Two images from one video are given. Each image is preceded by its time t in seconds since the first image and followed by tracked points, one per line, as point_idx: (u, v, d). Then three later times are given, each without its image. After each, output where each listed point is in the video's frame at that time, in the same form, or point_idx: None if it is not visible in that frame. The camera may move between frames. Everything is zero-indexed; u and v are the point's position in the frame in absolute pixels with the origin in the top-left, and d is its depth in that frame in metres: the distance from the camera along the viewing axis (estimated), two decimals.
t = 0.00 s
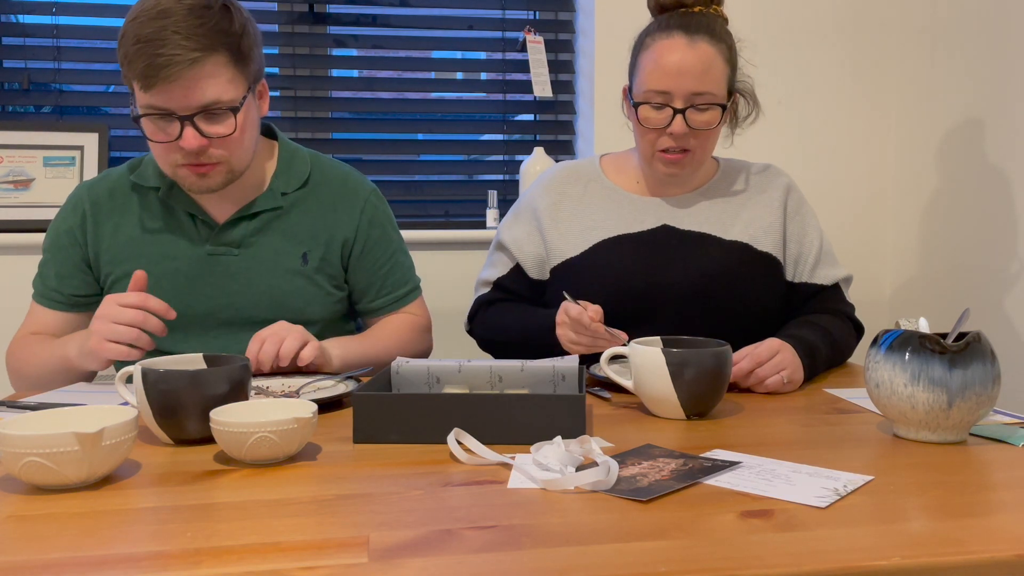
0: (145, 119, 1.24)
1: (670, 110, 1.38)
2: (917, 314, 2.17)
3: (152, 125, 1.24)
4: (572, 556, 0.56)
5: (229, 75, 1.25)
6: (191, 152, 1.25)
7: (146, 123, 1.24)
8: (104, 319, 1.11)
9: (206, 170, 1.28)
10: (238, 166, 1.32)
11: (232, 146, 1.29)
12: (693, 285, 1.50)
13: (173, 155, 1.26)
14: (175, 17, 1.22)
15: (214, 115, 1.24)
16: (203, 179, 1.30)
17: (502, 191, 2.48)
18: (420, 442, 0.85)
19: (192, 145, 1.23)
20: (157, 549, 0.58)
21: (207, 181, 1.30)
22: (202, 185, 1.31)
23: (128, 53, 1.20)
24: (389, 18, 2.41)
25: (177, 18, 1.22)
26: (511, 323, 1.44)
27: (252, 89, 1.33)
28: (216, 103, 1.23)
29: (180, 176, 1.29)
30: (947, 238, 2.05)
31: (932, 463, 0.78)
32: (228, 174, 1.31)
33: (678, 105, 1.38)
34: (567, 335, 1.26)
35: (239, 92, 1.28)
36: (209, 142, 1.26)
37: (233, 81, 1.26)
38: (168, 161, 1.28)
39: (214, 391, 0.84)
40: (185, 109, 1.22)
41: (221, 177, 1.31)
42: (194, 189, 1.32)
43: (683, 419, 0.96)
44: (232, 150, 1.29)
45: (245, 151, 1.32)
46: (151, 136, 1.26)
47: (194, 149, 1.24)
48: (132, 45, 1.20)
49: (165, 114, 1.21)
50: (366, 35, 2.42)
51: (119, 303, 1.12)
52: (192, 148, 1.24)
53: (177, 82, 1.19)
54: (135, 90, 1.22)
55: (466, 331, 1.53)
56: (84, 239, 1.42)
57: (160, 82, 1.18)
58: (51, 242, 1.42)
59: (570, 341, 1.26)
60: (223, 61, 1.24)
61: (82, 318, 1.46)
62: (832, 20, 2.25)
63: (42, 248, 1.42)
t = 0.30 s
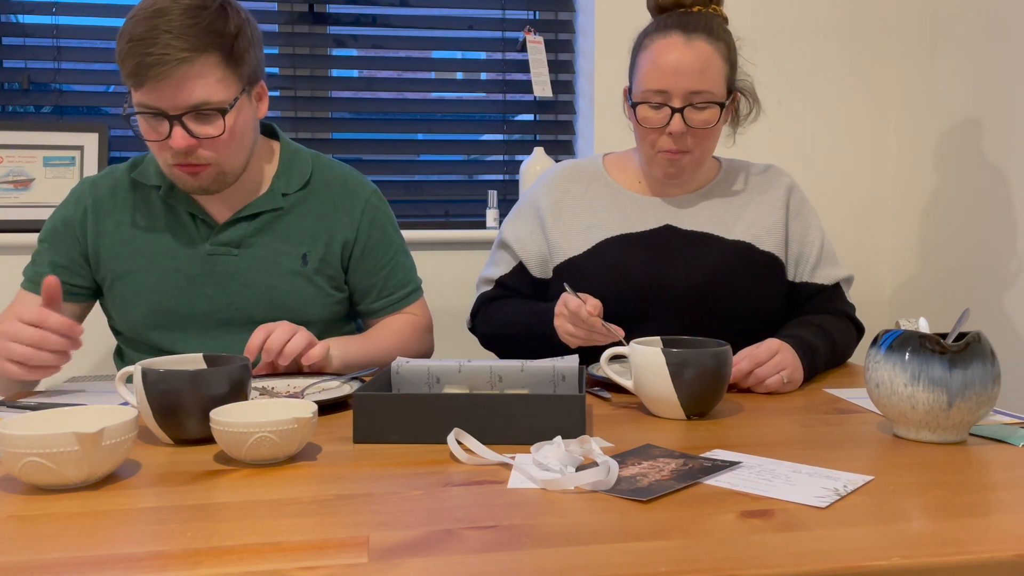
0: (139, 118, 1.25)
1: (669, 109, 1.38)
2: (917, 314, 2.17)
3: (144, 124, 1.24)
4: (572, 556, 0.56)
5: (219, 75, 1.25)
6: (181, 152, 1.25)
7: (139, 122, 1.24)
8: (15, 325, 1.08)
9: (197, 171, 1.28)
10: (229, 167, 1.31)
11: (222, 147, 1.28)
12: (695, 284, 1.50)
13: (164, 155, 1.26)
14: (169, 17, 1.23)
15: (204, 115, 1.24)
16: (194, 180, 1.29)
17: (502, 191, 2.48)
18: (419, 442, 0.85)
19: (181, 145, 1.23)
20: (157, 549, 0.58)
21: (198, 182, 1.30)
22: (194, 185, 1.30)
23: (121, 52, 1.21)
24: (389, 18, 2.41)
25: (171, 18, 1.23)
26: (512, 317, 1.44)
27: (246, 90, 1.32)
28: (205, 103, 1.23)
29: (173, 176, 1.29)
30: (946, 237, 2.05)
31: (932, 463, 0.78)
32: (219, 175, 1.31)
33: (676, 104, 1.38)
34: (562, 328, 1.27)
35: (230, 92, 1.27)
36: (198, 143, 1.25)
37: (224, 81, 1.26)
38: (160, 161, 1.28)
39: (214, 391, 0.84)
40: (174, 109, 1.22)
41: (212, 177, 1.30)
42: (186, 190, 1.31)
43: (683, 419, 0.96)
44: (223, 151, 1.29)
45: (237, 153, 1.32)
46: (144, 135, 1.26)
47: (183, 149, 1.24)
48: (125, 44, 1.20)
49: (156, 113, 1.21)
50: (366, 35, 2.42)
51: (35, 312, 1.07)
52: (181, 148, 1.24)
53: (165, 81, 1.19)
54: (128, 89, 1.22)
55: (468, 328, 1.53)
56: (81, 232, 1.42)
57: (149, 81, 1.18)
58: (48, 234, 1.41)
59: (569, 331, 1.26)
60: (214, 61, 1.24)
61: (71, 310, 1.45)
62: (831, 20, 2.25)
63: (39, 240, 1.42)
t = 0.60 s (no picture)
0: (134, 114, 1.25)
1: (668, 110, 1.38)
2: (917, 314, 2.17)
3: (139, 121, 1.24)
4: (572, 556, 0.56)
5: (212, 71, 1.25)
6: (174, 148, 1.25)
7: (134, 119, 1.25)
8: None
9: (190, 167, 1.27)
10: (224, 165, 1.30)
11: (215, 144, 1.28)
12: (696, 283, 1.50)
13: (158, 152, 1.26)
14: (164, 13, 1.23)
15: (196, 110, 1.24)
16: (187, 177, 1.29)
17: (502, 191, 2.48)
18: (419, 442, 0.85)
19: (174, 140, 1.23)
20: (157, 549, 0.58)
21: (192, 179, 1.29)
22: (186, 184, 1.29)
23: (116, 47, 1.21)
24: (389, 18, 2.41)
25: (165, 14, 1.23)
26: (513, 312, 1.44)
27: (243, 87, 1.32)
28: (198, 98, 1.23)
29: (166, 173, 1.29)
30: (947, 237, 2.04)
31: (932, 463, 0.78)
32: (214, 173, 1.30)
33: (674, 105, 1.38)
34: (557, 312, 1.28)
35: (224, 89, 1.27)
36: (192, 139, 1.25)
37: (217, 77, 1.26)
38: (155, 158, 1.28)
39: (214, 391, 0.84)
40: (167, 104, 1.22)
41: (205, 175, 1.29)
42: (180, 187, 1.31)
43: (683, 419, 0.96)
44: (217, 148, 1.28)
45: (232, 150, 1.31)
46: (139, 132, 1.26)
47: (176, 145, 1.24)
48: (119, 39, 1.21)
49: (149, 109, 1.22)
50: (366, 35, 2.42)
51: (14, 356, 1.02)
52: (173, 143, 1.24)
53: (157, 76, 1.19)
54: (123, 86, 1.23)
55: (467, 325, 1.53)
56: (79, 229, 1.42)
57: (141, 76, 1.19)
58: (47, 229, 1.41)
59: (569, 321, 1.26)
60: (207, 57, 1.24)
61: (64, 306, 1.45)
62: (831, 19, 2.25)
63: (37, 235, 1.41)
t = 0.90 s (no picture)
0: (137, 114, 1.25)
1: (667, 108, 1.38)
2: (917, 314, 2.17)
3: (142, 121, 1.24)
4: (572, 556, 0.56)
5: (219, 73, 1.25)
6: (179, 149, 1.25)
7: (137, 119, 1.24)
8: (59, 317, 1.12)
9: (194, 168, 1.28)
10: (227, 166, 1.31)
11: (221, 145, 1.28)
12: (699, 283, 1.50)
13: (162, 153, 1.26)
14: (169, 14, 1.22)
15: (202, 112, 1.24)
16: (190, 177, 1.29)
17: (502, 191, 2.48)
18: (419, 442, 0.85)
19: (180, 142, 1.23)
20: (157, 549, 0.58)
21: (195, 180, 1.30)
22: (190, 184, 1.30)
23: (120, 47, 1.21)
24: (389, 18, 2.41)
25: (170, 14, 1.22)
26: (525, 317, 1.43)
27: (246, 88, 1.32)
28: (204, 100, 1.23)
29: (169, 173, 1.29)
30: (947, 237, 2.04)
31: (932, 463, 0.78)
32: (217, 173, 1.31)
33: (673, 103, 1.38)
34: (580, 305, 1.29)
35: (229, 90, 1.27)
36: (197, 140, 1.25)
37: (223, 79, 1.26)
38: (157, 159, 1.28)
39: (214, 391, 0.84)
40: (172, 106, 1.22)
41: (209, 176, 1.30)
42: (182, 187, 1.31)
43: (683, 419, 0.96)
44: (222, 149, 1.29)
45: (236, 151, 1.32)
46: (141, 132, 1.26)
47: (181, 146, 1.24)
48: (124, 40, 1.20)
49: (154, 109, 1.21)
50: (366, 35, 2.42)
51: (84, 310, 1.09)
52: (179, 144, 1.24)
53: (164, 77, 1.19)
54: (126, 86, 1.22)
55: (471, 325, 1.53)
56: (79, 230, 1.42)
57: (148, 77, 1.18)
58: (46, 232, 1.41)
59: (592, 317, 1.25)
60: (213, 58, 1.24)
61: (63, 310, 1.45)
62: (830, 19, 2.25)
63: (37, 238, 1.41)
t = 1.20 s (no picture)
0: (130, 116, 1.25)
1: (667, 108, 1.38)
2: (918, 314, 2.17)
3: (134, 124, 1.24)
4: (572, 556, 0.56)
5: (208, 74, 1.25)
6: (170, 150, 1.25)
7: (129, 122, 1.25)
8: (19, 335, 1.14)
9: (186, 169, 1.28)
10: (220, 168, 1.31)
11: (212, 146, 1.28)
12: (698, 282, 1.50)
13: (154, 155, 1.26)
14: (158, 15, 1.22)
15: (191, 113, 1.24)
16: (183, 178, 1.29)
17: (502, 191, 2.48)
18: (419, 442, 0.85)
19: (170, 143, 1.23)
20: (157, 549, 0.58)
21: (187, 182, 1.30)
22: (183, 186, 1.30)
23: (110, 50, 1.21)
24: (389, 18, 2.41)
25: (159, 16, 1.22)
26: (515, 312, 1.44)
27: (238, 88, 1.32)
28: (193, 101, 1.23)
29: (162, 175, 1.29)
30: (947, 237, 2.04)
31: (932, 464, 0.78)
32: (210, 175, 1.31)
33: (673, 103, 1.38)
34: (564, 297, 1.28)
35: (219, 91, 1.27)
36: (187, 141, 1.26)
37: (213, 80, 1.26)
38: (150, 161, 1.28)
39: (214, 391, 0.84)
40: (162, 107, 1.22)
41: (201, 177, 1.30)
42: (175, 189, 1.31)
43: (683, 419, 0.96)
44: (213, 150, 1.29)
45: (228, 152, 1.31)
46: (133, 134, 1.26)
47: (172, 147, 1.24)
48: (114, 42, 1.21)
49: (144, 111, 1.22)
50: (366, 35, 2.42)
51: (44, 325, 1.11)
52: (169, 146, 1.24)
53: (152, 79, 1.19)
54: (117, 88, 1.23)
55: (467, 324, 1.53)
56: (78, 231, 1.42)
57: (136, 78, 1.18)
58: (47, 235, 1.42)
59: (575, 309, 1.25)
60: (202, 59, 1.24)
61: (65, 311, 1.46)
62: (830, 20, 2.25)
63: (38, 240, 1.42)
